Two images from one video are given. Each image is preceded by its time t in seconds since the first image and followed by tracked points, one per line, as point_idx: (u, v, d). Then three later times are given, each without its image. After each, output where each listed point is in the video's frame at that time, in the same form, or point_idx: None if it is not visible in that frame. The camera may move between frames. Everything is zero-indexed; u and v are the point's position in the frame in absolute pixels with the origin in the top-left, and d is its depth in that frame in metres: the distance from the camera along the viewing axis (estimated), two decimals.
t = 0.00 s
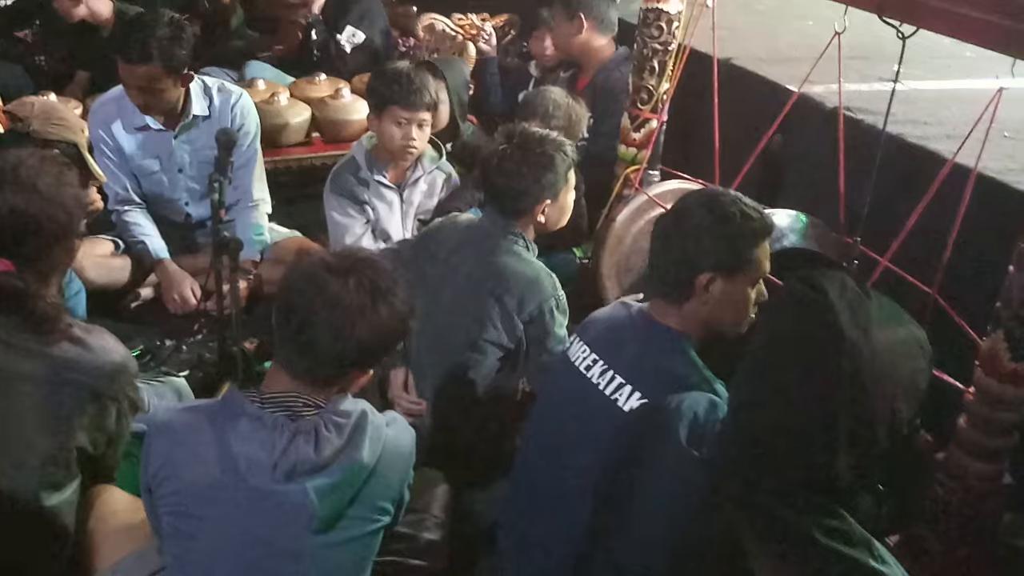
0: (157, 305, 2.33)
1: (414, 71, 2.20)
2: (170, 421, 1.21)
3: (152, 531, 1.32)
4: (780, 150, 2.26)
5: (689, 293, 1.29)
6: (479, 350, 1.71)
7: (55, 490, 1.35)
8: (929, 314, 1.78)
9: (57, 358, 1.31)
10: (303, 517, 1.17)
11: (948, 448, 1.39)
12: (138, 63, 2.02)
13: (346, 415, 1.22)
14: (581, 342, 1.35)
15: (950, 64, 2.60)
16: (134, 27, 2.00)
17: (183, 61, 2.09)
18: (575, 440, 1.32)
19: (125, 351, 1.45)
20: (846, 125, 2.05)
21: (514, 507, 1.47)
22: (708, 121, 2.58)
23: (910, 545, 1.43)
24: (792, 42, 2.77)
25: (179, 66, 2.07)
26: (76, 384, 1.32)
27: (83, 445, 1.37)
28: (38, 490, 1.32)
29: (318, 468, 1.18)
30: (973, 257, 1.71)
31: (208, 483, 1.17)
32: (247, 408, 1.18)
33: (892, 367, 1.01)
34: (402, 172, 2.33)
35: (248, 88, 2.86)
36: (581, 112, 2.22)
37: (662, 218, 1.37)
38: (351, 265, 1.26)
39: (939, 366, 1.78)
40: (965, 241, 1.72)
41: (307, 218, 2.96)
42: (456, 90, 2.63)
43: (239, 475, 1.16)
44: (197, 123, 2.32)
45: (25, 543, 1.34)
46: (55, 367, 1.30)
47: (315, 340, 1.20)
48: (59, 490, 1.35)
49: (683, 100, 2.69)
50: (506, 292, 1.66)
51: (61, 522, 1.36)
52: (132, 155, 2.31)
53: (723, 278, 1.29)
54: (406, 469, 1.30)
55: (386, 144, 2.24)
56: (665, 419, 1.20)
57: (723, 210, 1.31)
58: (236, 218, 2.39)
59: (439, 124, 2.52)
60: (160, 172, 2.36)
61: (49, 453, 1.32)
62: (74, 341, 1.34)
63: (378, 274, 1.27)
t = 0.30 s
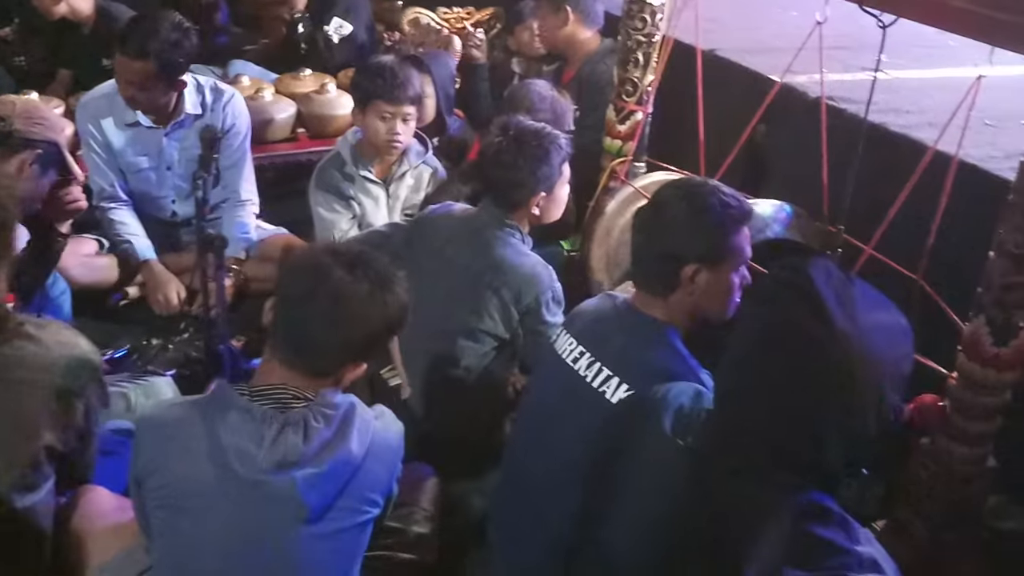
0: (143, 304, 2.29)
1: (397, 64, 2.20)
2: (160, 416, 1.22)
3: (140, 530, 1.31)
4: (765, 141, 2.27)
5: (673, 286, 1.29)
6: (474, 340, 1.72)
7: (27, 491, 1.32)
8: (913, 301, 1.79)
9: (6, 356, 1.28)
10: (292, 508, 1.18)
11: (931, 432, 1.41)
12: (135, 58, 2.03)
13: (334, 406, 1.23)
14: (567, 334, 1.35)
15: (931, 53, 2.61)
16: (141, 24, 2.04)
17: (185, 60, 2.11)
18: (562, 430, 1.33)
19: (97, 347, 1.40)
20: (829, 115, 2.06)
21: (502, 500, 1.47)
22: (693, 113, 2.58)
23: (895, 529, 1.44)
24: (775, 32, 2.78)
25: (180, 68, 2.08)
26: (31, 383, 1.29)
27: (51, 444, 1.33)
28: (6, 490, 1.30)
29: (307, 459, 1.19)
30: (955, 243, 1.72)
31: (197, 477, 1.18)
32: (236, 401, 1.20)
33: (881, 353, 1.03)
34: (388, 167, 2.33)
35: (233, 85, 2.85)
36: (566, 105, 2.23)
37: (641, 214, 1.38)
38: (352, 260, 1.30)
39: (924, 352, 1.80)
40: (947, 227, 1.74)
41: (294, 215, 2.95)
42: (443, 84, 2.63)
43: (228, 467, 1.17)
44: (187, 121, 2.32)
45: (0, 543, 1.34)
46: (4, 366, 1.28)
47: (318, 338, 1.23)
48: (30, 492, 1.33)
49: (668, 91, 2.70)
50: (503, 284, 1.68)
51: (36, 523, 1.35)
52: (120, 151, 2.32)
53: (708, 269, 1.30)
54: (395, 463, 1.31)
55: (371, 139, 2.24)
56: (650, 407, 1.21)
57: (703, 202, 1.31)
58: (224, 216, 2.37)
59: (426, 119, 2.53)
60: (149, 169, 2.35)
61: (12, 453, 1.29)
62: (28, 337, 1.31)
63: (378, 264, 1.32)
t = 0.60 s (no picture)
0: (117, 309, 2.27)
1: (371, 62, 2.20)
2: (135, 419, 1.21)
3: (116, 534, 1.30)
4: (739, 134, 2.28)
5: (654, 281, 1.30)
6: (453, 338, 1.72)
7: None
8: (885, 289, 1.81)
9: None
10: (270, 508, 1.18)
11: (906, 420, 1.42)
12: (126, 61, 2.00)
13: (312, 406, 1.22)
14: (545, 330, 1.35)
15: (900, 45, 2.63)
16: (132, 27, 2.01)
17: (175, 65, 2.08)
18: (540, 424, 1.33)
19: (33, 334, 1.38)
20: (801, 108, 2.07)
21: (480, 497, 1.47)
22: (665, 108, 2.59)
23: (873, 516, 1.46)
24: (746, 26, 2.79)
25: (171, 75, 2.06)
26: None
27: None
28: None
29: (284, 458, 1.18)
30: (927, 231, 1.74)
31: (173, 478, 1.17)
32: (212, 401, 1.19)
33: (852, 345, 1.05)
34: (363, 165, 2.32)
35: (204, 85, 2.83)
36: (540, 101, 2.23)
37: (614, 212, 1.38)
38: (330, 259, 1.28)
39: (898, 342, 1.81)
40: (918, 217, 1.75)
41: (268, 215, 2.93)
42: (417, 82, 2.63)
43: (205, 467, 1.16)
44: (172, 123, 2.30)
45: None
46: None
47: (300, 337, 1.23)
48: None
49: (641, 87, 2.70)
50: (482, 281, 1.68)
51: (4, 526, 1.32)
52: (101, 153, 2.28)
53: (686, 263, 1.30)
54: (373, 461, 1.30)
55: (345, 138, 2.23)
56: (626, 402, 1.21)
57: (679, 196, 1.32)
58: (200, 219, 2.36)
59: (400, 117, 2.53)
60: (129, 172, 2.31)
61: None
62: None
63: (356, 261, 1.31)
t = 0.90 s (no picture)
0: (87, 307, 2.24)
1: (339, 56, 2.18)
2: (102, 420, 1.19)
3: (87, 535, 1.29)
4: (710, 127, 2.28)
5: (627, 273, 1.30)
6: (421, 337, 1.71)
7: None
8: (856, 279, 1.82)
9: None
10: (242, 507, 1.16)
11: (877, 409, 1.43)
12: (102, 57, 1.94)
13: (282, 403, 1.20)
14: (518, 325, 1.34)
15: (868, 36, 2.65)
16: (112, 23, 1.96)
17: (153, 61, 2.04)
18: (514, 418, 1.33)
19: None
20: (771, 99, 2.08)
21: (456, 493, 1.47)
22: (637, 101, 2.59)
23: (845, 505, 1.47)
24: (716, 18, 2.80)
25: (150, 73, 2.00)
26: None
27: None
28: None
29: (255, 456, 1.17)
30: (897, 221, 1.75)
31: (144, 479, 1.15)
32: (181, 401, 1.17)
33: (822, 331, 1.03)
34: (334, 161, 2.30)
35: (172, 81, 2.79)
36: (512, 96, 2.22)
37: (580, 204, 1.38)
38: (299, 253, 1.28)
39: (869, 331, 1.82)
40: (888, 207, 1.77)
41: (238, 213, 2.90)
42: (388, 77, 2.61)
43: (175, 468, 1.15)
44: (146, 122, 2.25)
45: None
46: None
47: (270, 330, 1.22)
48: None
49: (613, 80, 2.70)
50: (449, 278, 1.68)
51: None
52: (73, 150, 2.21)
53: (656, 252, 1.31)
54: (346, 457, 1.29)
55: (315, 134, 2.21)
56: (601, 399, 1.22)
57: (644, 187, 1.32)
58: (170, 218, 2.31)
59: (372, 112, 2.52)
60: (101, 169, 2.25)
61: None
62: None
63: (323, 255, 1.31)
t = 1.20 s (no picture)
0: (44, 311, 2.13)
1: (302, 47, 2.16)
2: (64, 420, 1.17)
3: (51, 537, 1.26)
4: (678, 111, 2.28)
5: (594, 259, 1.31)
6: (388, 328, 1.69)
7: None
8: (825, 260, 1.83)
9: None
10: (210, 503, 1.15)
11: (847, 387, 1.44)
12: (67, 59, 1.86)
13: (247, 397, 1.19)
14: (487, 314, 1.33)
15: (834, 18, 2.66)
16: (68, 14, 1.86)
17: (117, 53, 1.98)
18: (483, 407, 1.32)
19: None
20: (737, 82, 2.08)
21: (428, 483, 1.46)
22: (604, 87, 2.58)
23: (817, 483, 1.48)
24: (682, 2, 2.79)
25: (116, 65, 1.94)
26: None
27: None
28: None
29: (221, 451, 1.15)
30: (864, 201, 1.76)
31: (109, 478, 1.14)
32: (143, 398, 1.15)
33: (784, 313, 1.02)
34: (300, 153, 2.28)
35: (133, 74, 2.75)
36: (479, 83, 2.20)
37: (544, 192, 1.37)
38: (264, 247, 1.27)
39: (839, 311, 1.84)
40: (854, 187, 1.77)
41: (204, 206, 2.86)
42: (353, 66, 2.58)
43: (139, 465, 1.13)
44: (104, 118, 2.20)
45: None
46: None
47: (236, 325, 1.21)
48: None
49: (580, 66, 2.69)
50: (416, 267, 1.67)
51: None
52: (32, 145, 2.17)
53: (625, 236, 1.32)
54: (315, 449, 1.28)
55: (279, 125, 2.19)
56: (570, 385, 1.21)
57: (606, 172, 1.32)
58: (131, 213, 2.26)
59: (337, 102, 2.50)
60: (60, 165, 2.21)
61: None
62: None
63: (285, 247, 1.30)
